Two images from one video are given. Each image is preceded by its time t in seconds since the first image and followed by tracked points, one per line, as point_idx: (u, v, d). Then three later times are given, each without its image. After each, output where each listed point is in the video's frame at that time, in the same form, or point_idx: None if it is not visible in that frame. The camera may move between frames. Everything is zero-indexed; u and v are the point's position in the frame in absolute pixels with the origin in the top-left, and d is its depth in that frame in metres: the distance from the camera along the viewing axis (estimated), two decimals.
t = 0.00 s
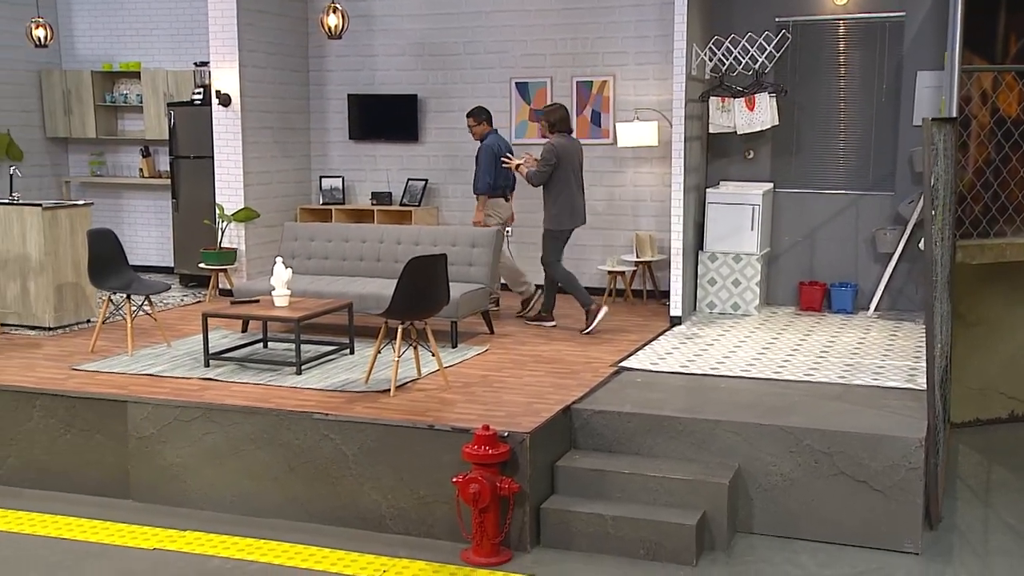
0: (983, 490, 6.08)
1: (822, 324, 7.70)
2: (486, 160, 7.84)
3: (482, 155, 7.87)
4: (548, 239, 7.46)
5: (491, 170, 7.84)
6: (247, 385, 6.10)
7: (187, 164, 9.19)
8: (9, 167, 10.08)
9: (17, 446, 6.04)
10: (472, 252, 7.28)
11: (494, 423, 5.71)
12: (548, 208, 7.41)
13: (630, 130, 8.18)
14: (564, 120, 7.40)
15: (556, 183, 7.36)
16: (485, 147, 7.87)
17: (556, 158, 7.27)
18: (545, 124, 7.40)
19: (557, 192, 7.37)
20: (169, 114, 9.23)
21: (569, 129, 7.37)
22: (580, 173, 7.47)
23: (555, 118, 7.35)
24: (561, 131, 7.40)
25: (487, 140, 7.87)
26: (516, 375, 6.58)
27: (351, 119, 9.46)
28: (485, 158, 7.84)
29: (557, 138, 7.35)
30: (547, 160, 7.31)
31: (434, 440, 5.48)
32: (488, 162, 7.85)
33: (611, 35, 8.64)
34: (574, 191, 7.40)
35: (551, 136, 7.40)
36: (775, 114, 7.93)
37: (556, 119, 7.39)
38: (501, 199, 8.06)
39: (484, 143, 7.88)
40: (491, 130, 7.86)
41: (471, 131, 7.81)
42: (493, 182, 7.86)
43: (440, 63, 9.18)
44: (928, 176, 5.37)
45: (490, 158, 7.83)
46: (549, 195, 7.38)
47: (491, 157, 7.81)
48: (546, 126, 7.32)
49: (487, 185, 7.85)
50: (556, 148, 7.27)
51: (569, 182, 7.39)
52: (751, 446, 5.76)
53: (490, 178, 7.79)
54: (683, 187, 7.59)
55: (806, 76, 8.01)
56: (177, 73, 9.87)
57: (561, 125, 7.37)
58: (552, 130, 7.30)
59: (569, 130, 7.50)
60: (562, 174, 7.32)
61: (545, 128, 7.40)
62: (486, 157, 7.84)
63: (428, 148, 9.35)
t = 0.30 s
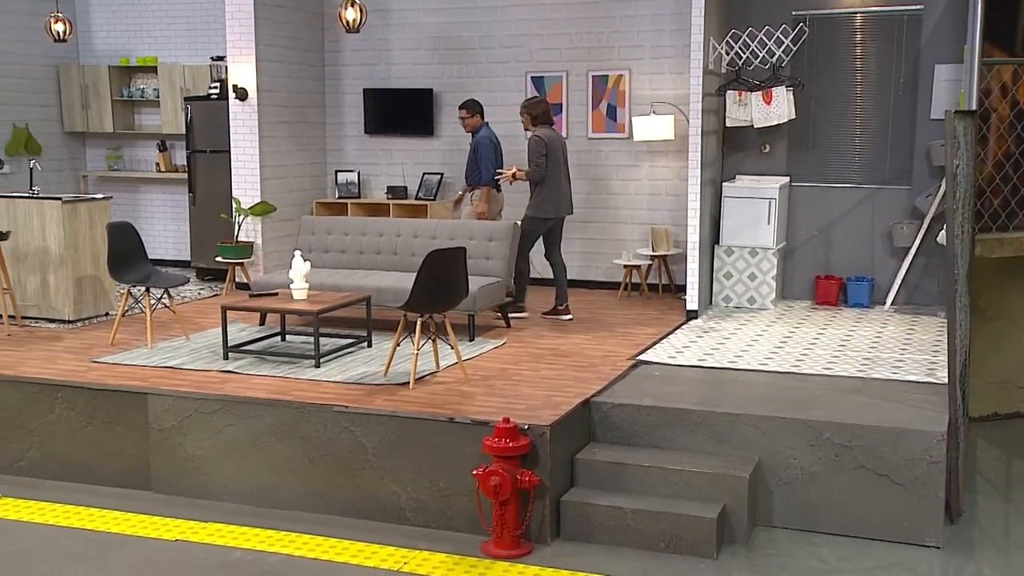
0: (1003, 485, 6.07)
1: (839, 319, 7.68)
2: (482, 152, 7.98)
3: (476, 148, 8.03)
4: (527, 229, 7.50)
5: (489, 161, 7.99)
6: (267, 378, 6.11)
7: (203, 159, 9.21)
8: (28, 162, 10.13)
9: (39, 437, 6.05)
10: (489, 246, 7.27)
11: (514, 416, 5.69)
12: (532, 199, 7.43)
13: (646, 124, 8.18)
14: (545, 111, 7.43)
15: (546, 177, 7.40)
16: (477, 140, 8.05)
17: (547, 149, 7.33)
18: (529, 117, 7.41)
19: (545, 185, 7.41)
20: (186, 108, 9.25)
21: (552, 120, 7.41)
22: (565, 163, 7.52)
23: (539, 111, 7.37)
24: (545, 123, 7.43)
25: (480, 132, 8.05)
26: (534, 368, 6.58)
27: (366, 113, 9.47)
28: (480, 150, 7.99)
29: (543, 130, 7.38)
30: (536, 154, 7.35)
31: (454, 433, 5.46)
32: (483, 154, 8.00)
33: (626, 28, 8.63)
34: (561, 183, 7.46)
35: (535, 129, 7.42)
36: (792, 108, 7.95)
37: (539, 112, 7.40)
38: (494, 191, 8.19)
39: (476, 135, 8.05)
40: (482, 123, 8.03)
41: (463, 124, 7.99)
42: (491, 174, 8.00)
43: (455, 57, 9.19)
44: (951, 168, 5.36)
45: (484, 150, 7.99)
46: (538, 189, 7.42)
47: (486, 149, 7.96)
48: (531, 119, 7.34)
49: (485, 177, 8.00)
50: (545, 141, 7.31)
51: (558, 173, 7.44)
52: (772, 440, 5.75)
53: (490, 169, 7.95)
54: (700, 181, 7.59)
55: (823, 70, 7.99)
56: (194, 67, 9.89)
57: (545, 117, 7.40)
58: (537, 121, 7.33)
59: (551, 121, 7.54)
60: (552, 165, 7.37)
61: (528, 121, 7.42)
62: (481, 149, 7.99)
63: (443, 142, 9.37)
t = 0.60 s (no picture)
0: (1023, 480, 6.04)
1: (855, 313, 7.65)
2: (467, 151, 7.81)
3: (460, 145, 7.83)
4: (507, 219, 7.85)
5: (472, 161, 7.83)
6: (284, 372, 6.10)
7: (217, 154, 9.20)
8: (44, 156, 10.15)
9: (58, 430, 6.04)
10: (505, 240, 7.26)
11: (533, 410, 5.65)
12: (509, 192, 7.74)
13: (661, 119, 8.16)
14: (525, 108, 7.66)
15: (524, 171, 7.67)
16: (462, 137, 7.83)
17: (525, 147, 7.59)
18: (508, 114, 7.63)
19: (524, 179, 7.70)
20: (201, 103, 9.25)
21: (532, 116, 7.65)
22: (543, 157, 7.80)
23: (519, 107, 7.60)
24: (524, 119, 7.66)
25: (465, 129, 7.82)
26: (551, 362, 6.57)
27: (380, 108, 9.48)
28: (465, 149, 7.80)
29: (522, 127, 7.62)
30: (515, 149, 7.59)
31: (472, 426, 5.43)
32: (467, 153, 7.82)
33: (641, 23, 8.61)
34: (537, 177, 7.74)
35: (514, 125, 7.66)
36: (808, 102, 7.91)
37: (519, 108, 7.62)
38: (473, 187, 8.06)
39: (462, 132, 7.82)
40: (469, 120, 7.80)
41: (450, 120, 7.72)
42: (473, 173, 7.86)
43: (470, 52, 9.18)
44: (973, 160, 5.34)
45: (469, 149, 7.80)
46: (516, 182, 7.69)
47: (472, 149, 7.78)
48: (511, 115, 7.56)
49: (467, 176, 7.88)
50: (524, 137, 7.56)
51: (536, 168, 7.72)
52: (791, 434, 5.71)
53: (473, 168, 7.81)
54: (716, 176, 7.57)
55: (838, 65, 7.97)
56: (208, 62, 9.89)
57: (525, 113, 7.64)
58: (518, 118, 7.56)
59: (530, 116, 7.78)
60: (530, 161, 7.65)
61: (508, 117, 7.63)
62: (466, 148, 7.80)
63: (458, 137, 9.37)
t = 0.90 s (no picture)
0: None
1: (870, 309, 7.62)
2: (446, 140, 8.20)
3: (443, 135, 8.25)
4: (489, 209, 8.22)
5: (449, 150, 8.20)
6: (300, 366, 6.09)
7: (230, 149, 9.20)
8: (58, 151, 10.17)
9: (75, 424, 6.04)
10: (519, 235, 7.25)
11: (551, 404, 5.62)
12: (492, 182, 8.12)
13: (675, 114, 8.14)
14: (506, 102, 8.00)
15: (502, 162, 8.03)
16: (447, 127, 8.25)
17: (503, 139, 7.94)
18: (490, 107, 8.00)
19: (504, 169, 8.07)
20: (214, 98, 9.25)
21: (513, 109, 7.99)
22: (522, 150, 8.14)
23: (500, 101, 7.95)
24: (505, 113, 8.00)
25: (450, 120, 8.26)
26: (566, 357, 6.55)
27: (392, 103, 9.47)
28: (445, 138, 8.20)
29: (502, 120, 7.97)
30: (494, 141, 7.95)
31: (489, 421, 5.40)
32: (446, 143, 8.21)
33: (654, 17, 8.60)
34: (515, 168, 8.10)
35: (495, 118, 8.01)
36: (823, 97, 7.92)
37: (500, 101, 7.96)
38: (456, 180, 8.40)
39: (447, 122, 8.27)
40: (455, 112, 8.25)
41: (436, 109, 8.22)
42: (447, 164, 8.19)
43: (483, 46, 9.17)
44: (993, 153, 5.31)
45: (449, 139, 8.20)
46: (496, 173, 8.08)
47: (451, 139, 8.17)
48: (491, 108, 7.92)
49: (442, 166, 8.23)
50: (502, 129, 7.91)
51: (514, 159, 8.07)
52: (809, 429, 5.66)
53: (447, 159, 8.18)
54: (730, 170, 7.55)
55: (852, 59, 7.95)
56: (221, 57, 9.89)
57: (506, 107, 7.97)
58: (497, 110, 7.91)
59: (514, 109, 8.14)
60: (508, 152, 7.99)
61: (489, 110, 7.99)
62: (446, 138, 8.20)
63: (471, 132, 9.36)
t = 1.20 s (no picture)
0: None
1: (881, 305, 7.60)
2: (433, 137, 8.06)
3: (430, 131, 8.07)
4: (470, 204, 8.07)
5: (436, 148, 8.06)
6: (314, 362, 6.07)
7: (239, 145, 9.19)
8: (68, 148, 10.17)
9: (89, 420, 6.02)
10: (530, 232, 7.23)
11: (566, 401, 5.59)
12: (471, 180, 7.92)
13: (686, 110, 8.13)
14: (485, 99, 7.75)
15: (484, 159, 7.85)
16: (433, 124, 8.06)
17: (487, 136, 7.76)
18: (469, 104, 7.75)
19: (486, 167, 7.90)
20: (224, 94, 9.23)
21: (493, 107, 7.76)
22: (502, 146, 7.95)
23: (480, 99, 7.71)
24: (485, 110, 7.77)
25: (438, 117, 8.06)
26: (579, 353, 6.53)
27: (401, 99, 9.46)
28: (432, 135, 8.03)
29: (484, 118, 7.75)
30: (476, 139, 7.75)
31: (504, 418, 5.37)
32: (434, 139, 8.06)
33: (665, 13, 8.58)
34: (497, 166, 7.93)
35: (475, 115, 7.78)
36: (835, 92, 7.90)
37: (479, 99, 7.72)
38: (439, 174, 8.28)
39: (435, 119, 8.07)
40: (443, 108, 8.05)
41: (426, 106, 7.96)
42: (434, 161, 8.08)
43: (493, 42, 9.17)
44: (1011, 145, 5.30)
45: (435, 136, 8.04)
46: (478, 170, 7.89)
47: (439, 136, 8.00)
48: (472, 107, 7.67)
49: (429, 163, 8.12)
50: (485, 128, 7.70)
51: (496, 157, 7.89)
52: (825, 425, 5.63)
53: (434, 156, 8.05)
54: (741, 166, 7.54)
55: (864, 55, 7.93)
56: (231, 53, 9.89)
57: (486, 104, 7.74)
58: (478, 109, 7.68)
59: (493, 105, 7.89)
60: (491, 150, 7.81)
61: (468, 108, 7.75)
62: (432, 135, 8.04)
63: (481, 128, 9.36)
